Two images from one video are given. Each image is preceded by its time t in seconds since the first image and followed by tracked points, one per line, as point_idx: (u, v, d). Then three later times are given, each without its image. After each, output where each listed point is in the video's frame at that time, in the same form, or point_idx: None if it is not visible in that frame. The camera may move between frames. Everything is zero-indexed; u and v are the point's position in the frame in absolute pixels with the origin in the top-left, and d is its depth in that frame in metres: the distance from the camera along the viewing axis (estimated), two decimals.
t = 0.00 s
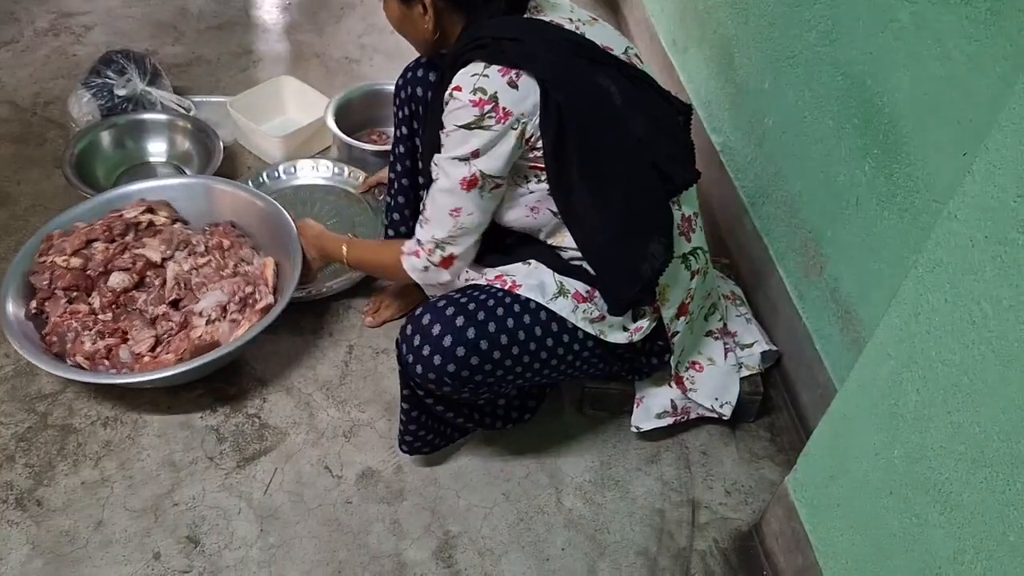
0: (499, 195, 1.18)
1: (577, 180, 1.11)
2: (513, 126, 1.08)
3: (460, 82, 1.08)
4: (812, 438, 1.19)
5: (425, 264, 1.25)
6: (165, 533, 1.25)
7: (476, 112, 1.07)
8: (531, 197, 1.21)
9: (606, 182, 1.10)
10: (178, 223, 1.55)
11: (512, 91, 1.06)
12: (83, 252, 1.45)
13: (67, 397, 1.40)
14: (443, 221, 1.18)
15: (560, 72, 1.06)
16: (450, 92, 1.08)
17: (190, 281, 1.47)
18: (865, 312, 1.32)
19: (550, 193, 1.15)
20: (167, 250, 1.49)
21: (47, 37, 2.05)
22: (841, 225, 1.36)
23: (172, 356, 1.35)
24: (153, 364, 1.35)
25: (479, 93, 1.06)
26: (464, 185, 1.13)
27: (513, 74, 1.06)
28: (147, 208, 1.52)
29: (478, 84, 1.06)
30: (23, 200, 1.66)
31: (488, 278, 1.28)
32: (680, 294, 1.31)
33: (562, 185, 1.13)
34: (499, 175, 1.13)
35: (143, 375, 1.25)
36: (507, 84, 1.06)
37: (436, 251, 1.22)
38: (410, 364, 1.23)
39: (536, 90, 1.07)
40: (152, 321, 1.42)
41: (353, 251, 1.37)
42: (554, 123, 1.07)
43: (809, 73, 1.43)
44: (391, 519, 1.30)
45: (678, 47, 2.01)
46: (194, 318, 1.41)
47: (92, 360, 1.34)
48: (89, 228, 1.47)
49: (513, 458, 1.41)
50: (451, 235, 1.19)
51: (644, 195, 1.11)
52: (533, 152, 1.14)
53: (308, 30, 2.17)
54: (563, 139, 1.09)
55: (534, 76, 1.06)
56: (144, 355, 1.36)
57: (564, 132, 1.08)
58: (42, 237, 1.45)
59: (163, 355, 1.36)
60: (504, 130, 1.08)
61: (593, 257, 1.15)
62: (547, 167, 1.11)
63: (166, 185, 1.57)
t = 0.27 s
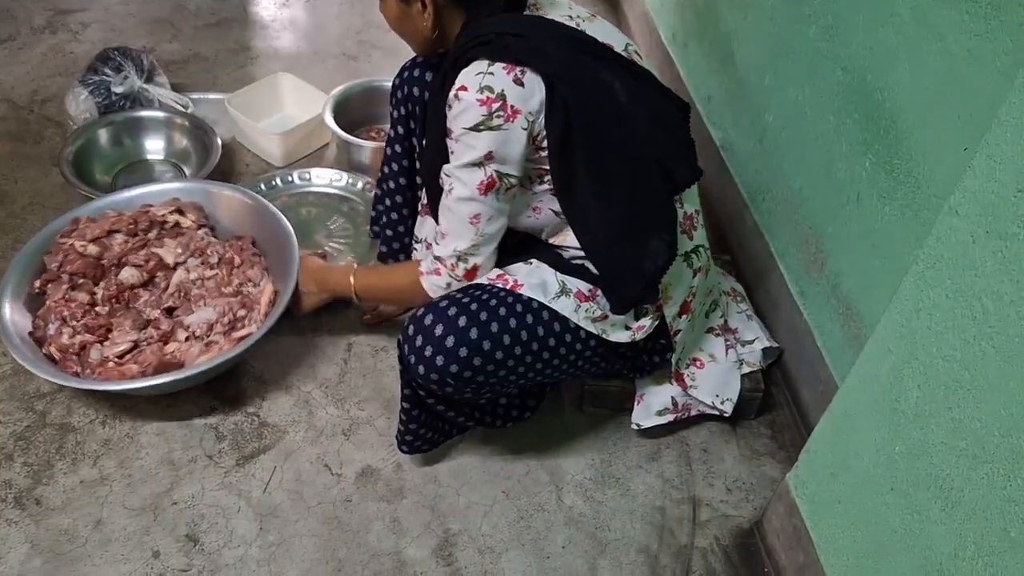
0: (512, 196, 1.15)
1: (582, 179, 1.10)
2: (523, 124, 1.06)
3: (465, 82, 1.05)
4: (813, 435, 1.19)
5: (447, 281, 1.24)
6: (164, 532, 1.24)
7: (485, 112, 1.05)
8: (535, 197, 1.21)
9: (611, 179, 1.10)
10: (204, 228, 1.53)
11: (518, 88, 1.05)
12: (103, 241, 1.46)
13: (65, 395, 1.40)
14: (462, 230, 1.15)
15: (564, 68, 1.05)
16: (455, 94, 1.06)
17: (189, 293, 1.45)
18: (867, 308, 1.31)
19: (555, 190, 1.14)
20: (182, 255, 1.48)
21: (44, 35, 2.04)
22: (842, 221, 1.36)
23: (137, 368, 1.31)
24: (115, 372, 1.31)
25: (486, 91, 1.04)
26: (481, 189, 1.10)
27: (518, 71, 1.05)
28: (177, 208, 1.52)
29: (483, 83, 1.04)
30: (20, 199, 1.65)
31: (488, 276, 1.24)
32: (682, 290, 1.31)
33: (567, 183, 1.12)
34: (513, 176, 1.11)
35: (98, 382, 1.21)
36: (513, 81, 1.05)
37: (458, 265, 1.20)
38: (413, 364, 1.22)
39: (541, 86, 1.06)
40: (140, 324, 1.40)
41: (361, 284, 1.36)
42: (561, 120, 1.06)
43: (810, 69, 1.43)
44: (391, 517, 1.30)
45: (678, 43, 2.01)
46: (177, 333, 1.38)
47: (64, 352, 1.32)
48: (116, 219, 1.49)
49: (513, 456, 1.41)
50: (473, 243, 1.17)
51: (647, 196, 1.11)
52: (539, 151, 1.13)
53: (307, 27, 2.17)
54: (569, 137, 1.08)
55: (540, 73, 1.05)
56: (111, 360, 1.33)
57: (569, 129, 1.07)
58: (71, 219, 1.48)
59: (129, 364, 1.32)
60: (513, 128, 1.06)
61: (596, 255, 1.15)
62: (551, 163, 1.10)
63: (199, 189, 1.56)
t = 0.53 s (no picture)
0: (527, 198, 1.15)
1: (593, 177, 1.10)
2: (537, 126, 1.06)
3: (476, 87, 1.05)
4: (815, 429, 1.19)
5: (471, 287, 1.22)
6: (166, 529, 1.24)
7: (498, 116, 1.04)
8: (545, 201, 1.21)
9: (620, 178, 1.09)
10: (233, 240, 1.50)
11: (530, 90, 1.04)
12: (132, 231, 1.47)
13: (67, 393, 1.40)
14: (482, 236, 1.15)
15: (574, 69, 1.05)
16: (466, 99, 1.05)
17: (194, 303, 1.41)
18: (868, 303, 1.31)
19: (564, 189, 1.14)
20: (201, 263, 1.45)
21: (44, 33, 2.04)
22: (844, 216, 1.36)
23: (111, 369, 1.29)
24: (90, 368, 1.29)
25: (498, 95, 1.04)
26: (501, 195, 1.10)
27: (528, 73, 1.04)
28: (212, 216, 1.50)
29: (495, 86, 1.04)
30: (21, 197, 1.65)
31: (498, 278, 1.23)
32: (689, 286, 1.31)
33: (578, 181, 1.11)
34: (529, 177, 1.10)
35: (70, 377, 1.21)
36: (524, 83, 1.04)
37: (480, 269, 1.19)
38: (427, 369, 1.22)
39: (552, 88, 1.05)
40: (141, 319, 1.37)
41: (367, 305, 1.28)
42: (573, 119, 1.05)
43: (810, 64, 1.42)
44: (392, 513, 1.30)
45: (678, 39, 2.01)
46: (167, 342, 1.35)
47: (54, 333, 1.32)
48: (151, 214, 1.49)
49: (515, 452, 1.41)
50: (492, 247, 1.16)
51: (655, 193, 1.11)
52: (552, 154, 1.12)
53: (307, 24, 2.17)
54: (581, 136, 1.07)
55: (549, 74, 1.04)
56: (94, 356, 1.31)
57: (580, 129, 1.06)
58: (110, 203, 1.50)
59: (110, 363, 1.30)
60: (527, 130, 1.06)
61: (605, 252, 1.15)
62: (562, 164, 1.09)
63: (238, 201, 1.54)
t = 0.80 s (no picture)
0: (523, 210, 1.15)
1: (590, 196, 1.09)
2: (531, 148, 1.05)
3: (468, 109, 1.04)
4: (818, 425, 1.19)
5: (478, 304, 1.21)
6: (172, 525, 1.25)
7: (491, 138, 1.03)
8: (541, 215, 1.20)
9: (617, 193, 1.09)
10: (246, 244, 1.50)
11: (522, 112, 1.03)
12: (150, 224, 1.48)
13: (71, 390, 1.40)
14: (484, 257, 1.14)
15: (568, 85, 1.03)
16: (459, 121, 1.04)
17: (196, 304, 1.43)
18: (871, 298, 1.31)
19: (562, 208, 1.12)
20: (210, 264, 1.47)
21: (46, 31, 2.05)
22: (846, 213, 1.36)
23: (98, 367, 1.30)
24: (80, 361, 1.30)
25: (491, 118, 1.03)
26: (502, 217, 1.10)
27: (518, 94, 1.03)
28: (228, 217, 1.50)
29: (486, 109, 1.03)
30: (25, 195, 1.66)
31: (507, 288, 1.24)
32: (692, 284, 1.31)
33: (576, 203, 1.10)
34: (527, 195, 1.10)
35: (58, 376, 1.22)
36: (516, 105, 1.03)
37: (485, 287, 1.18)
38: (444, 387, 1.21)
39: (543, 107, 1.04)
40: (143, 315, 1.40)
41: (365, 334, 1.21)
42: (567, 141, 1.04)
43: (812, 60, 1.42)
44: (397, 509, 1.30)
45: (679, 35, 2.01)
46: (162, 343, 1.37)
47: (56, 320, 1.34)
48: (173, 208, 1.51)
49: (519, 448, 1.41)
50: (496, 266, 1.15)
51: (650, 202, 1.11)
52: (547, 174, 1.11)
53: (308, 21, 2.17)
54: (578, 154, 1.06)
55: (540, 95, 1.03)
56: (89, 349, 1.33)
57: (576, 148, 1.05)
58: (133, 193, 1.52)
59: (102, 357, 1.32)
60: (522, 150, 1.05)
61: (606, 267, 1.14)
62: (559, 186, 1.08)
63: (258, 206, 1.54)
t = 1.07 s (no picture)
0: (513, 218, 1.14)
1: (582, 204, 1.10)
2: (522, 158, 1.05)
3: (460, 117, 1.03)
4: (821, 418, 1.19)
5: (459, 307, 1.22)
6: (176, 520, 1.25)
7: (483, 148, 1.03)
8: (535, 217, 1.23)
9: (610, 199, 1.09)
10: (242, 254, 1.49)
11: (516, 122, 1.03)
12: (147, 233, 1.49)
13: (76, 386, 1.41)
14: (470, 263, 1.14)
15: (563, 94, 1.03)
16: (451, 129, 1.03)
17: (190, 317, 1.42)
18: (873, 293, 1.31)
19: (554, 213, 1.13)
20: (205, 276, 1.46)
21: (48, 29, 2.05)
22: (848, 208, 1.36)
23: (89, 383, 1.29)
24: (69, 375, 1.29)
25: (483, 128, 1.02)
26: (489, 226, 1.10)
27: (512, 105, 1.03)
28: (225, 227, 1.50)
29: (480, 119, 1.02)
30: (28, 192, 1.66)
31: (505, 279, 1.25)
32: (694, 284, 1.31)
33: (568, 210, 1.11)
34: (514, 206, 1.10)
35: (43, 391, 1.21)
36: (509, 115, 1.03)
37: (468, 290, 1.19)
38: (437, 372, 1.21)
39: (536, 118, 1.04)
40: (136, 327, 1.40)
41: (347, 337, 1.23)
42: (560, 152, 1.04)
43: (814, 55, 1.42)
44: (400, 504, 1.30)
45: (681, 30, 2.01)
46: (153, 356, 1.36)
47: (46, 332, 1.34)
48: (172, 217, 1.51)
49: (522, 443, 1.41)
50: (482, 271, 1.16)
51: (644, 210, 1.12)
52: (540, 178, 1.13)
53: (309, 18, 2.17)
54: (570, 164, 1.06)
55: (534, 107, 1.03)
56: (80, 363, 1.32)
57: (569, 158, 1.05)
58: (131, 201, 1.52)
59: (92, 372, 1.31)
60: (514, 161, 1.05)
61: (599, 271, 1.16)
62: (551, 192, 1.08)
63: (256, 216, 1.53)
